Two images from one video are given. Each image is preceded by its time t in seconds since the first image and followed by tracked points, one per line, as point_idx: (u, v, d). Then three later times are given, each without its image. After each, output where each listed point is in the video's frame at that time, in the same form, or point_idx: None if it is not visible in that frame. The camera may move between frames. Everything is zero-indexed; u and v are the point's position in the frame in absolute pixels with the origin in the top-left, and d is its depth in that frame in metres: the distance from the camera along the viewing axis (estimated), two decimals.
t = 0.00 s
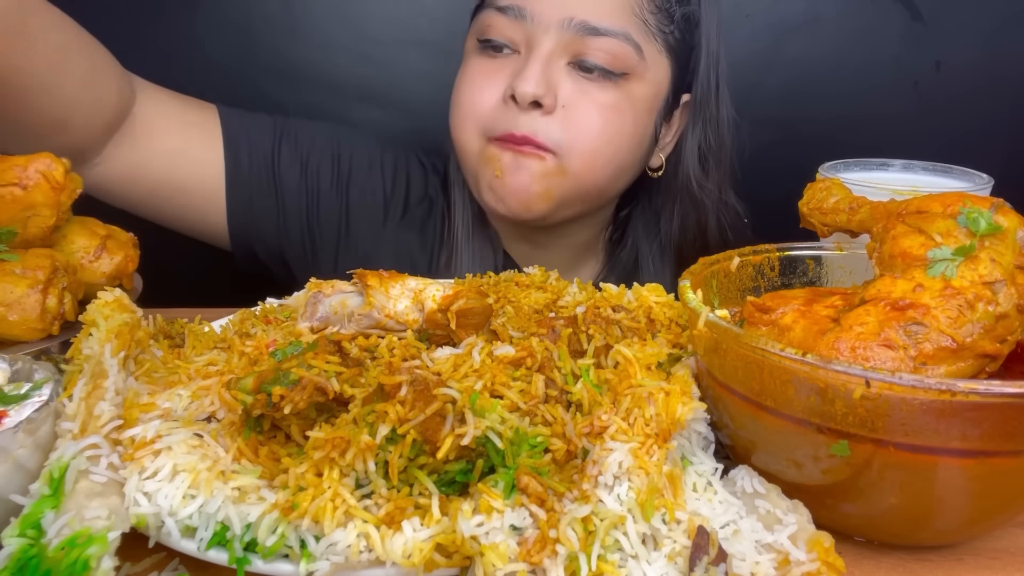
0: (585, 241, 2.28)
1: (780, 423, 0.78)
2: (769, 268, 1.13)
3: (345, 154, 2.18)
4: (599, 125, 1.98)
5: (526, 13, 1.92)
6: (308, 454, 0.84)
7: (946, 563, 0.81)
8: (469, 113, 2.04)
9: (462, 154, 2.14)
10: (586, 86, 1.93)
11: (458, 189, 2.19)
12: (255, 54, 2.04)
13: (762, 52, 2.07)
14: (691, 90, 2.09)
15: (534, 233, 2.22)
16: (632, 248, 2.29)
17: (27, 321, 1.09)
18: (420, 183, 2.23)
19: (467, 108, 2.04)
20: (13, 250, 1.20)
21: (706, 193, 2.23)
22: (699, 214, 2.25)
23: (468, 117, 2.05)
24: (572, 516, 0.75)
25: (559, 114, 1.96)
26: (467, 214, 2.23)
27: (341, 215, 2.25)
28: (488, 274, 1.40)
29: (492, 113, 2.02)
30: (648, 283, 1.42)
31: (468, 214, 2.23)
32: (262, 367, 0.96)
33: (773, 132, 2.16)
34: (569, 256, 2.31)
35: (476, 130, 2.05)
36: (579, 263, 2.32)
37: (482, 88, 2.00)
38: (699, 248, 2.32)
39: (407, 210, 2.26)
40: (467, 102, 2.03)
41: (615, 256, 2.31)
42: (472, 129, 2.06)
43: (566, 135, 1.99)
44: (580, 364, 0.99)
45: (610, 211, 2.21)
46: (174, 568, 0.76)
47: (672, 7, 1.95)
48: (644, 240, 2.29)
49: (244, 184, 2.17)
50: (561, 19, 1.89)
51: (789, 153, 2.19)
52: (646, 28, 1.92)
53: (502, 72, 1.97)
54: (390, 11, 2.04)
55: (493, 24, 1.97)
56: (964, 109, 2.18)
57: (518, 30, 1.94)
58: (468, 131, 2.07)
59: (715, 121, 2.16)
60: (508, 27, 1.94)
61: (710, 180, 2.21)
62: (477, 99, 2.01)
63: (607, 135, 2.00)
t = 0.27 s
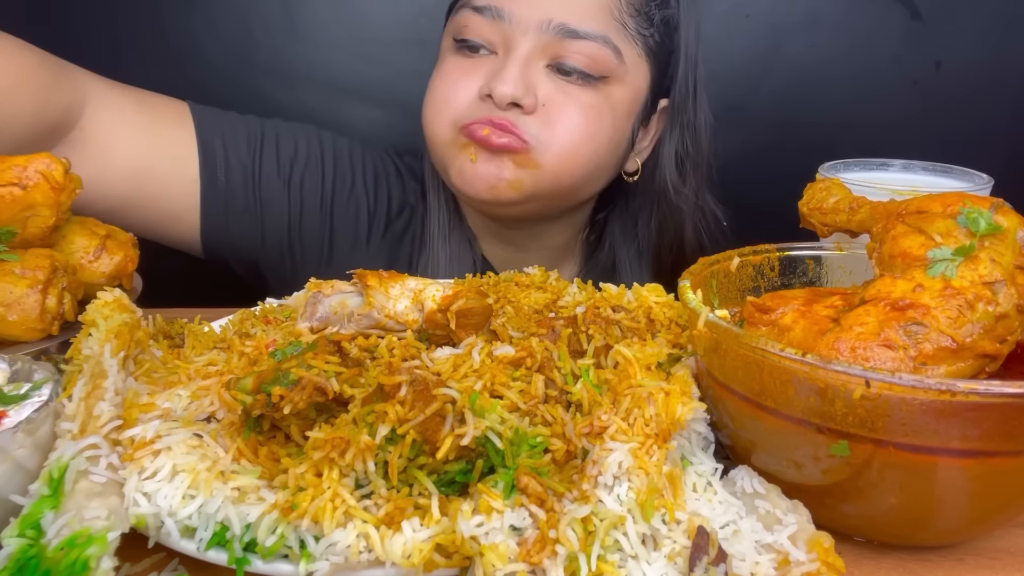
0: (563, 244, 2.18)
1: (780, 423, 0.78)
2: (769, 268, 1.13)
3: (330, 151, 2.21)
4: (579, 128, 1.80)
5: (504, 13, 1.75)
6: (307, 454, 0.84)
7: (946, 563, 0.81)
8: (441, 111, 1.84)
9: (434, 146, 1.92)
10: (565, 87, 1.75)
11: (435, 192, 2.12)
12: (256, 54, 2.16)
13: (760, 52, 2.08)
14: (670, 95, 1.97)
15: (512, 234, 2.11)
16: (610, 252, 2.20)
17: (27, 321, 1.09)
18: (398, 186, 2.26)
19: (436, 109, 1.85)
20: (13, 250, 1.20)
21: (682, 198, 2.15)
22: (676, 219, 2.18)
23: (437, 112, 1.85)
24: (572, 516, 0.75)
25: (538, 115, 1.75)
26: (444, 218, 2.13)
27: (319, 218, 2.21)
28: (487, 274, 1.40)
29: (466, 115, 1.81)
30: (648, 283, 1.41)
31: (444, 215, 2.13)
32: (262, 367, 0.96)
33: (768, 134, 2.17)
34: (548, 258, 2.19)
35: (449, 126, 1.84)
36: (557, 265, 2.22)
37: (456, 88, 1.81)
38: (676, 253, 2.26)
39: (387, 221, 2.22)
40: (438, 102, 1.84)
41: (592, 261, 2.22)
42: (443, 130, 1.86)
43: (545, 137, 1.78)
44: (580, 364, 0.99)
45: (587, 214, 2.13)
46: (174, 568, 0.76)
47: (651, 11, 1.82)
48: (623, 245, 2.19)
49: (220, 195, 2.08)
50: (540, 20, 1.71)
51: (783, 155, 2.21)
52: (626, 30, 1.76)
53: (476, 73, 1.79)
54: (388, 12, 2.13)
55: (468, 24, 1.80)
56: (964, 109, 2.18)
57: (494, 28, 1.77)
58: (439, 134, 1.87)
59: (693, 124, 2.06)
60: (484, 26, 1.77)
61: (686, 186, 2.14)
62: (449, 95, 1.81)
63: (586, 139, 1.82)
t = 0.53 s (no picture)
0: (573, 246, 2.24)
1: (780, 423, 0.78)
2: (769, 268, 1.13)
3: (314, 168, 2.22)
4: (587, 136, 1.83)
5: (508, 18, 1.77)
6: (307, 454, 0.84)
7: (947, 563, 0.81)
8: (449, 127, 1.87)
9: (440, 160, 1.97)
10: (574, 95, 1.78)
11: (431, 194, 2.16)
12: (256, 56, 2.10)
13: (759, 52, 2.08)
14: (673, 93, 2.01)
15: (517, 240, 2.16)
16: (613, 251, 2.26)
17: (27, 321, 1.09)
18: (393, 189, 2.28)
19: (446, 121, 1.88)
20: (13, 250, 1.20)
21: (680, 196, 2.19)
22: (676, 219, 2.23)
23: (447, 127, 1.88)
24: (572, 516, 0.75)
25: (546, 125, 1.79)
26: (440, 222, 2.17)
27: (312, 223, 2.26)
28: (488, 274, 1.40)
29: (473, 127, 1.83)
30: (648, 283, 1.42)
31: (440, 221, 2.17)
32: (262, 367, 0.96)
33: (767, 134, 2.17)
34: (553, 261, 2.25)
35: (458, 143, 1.87)
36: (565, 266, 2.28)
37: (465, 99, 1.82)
38: (676, 254, 2.30)
39: (380, 219, 2.27)
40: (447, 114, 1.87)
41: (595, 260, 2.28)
42: (450, 147, 1.90)
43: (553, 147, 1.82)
44: (580, 364, 0.99)
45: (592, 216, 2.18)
46: (174, 568, 0.76)
47: (655, 8, 1.84)
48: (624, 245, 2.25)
49: (211, 199, 2.14)
50: (547, 26, 1.74)
51: (783, 155, 2.20)
52: (632, 33, 1.79)
53: (484, 81, 1.80)
54: (388, 12, 2.10)
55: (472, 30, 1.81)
56: (965, 109, 2.17)
57: (499, 35, 1.78)
58: (448, 149, 1.91)
59: (693, 120, 2.09)
60: (488, 32, 1.78)
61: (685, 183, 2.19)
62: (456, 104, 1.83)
63: (593, 148, 1.86)
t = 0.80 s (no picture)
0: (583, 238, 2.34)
1: (780, 423, 0.78)
2: (769, 268, 1.13)
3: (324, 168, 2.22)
4: (609, 123, 2.06)
5: (531, 16, 1.96)
6: (307, 454, 0.84)
7: (946, 563, 0.81)
8: (475, 114, 2.08)
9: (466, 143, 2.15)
10: (597, 87, 2.01)
11: (452, 188, 2.24)
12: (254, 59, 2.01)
13: (760, 52, 2.06)
14: (686, 85, 2.13)
15: (532, 228, 2.31)
16: (624, 242, 2.33)
17: (27, 321, 1.09)
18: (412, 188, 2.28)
19: (477, 107, 2.06)
20: (13, 250, 1.20)
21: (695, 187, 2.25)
22: (688, 210, 2.27)
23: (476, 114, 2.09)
24: (572, 516, 0.75)
25: (571, 114, 2.04)
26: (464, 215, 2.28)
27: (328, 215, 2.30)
28: (487, 274, 1.40)
29: (501, 116, 2.07)
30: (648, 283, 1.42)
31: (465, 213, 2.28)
32: (262, 367, 0.96)
33: (767, 134, 2.15)
34: (567, 251, 2.37)
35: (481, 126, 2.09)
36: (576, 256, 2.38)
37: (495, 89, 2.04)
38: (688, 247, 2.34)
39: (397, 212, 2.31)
40: (476, 101, 2.06)
41: (607, 252, 2.36)
42: (477, 131, 2.10)
43: (576, 134, 2.07)
44: (580, 364, 0.99)
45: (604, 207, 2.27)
46: (174, 568, 0.76)
47: (671, 4, 2.01)
48: (635, 236, 2.33)
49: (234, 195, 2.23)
50: (569, 24, 1.96)
51: (784, 155, 2.19)
52: (650, 28, 2.00)
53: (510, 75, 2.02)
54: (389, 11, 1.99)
55: (496, 27, 1.98)
56: (965, 109, 2.17)
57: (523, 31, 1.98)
58: (476, 131, 2.11)
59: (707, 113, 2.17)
60: (513, 29, 1.98)
61: (699, 175, 2.23)
62: (483, 97, 2.05)
63: (616, 132, 2.08)
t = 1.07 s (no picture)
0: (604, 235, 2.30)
1: (780, 423, 0.78)
2: (769, 268, 1.13)
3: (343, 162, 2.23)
4: (637, 120, 2.02)
5: (565, 10, 1.93)
6: (308, 454, 0.84)
7: (946, 563, 0.81)
8: (510, 108, 2.06)
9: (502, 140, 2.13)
10: (627, 81, 1.97)
11: (478, 181, 2.24)
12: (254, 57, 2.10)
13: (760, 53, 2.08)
14: (706, 84, 2.10)
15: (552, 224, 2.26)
16: (642, 238, 2.30)
17: (28, 321, 1.09)
18: (435, 185, 2.28)
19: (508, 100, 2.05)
20: (13, 250, 1.20)
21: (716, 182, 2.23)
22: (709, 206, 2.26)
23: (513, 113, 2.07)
24: (573, 516, 0.75)
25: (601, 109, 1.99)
26: (489, 209, 2.28)
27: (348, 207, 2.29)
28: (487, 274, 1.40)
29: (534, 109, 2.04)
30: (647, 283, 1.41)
31: (489, 206, 2.28)
32: (263, 367, 0.96)
33: (772, 132, 2.16)
34: (587, 247, 2.33)
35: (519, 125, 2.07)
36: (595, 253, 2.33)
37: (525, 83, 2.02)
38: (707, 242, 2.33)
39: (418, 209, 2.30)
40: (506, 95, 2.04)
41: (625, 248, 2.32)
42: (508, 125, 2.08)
43: (608, 129, 2.02)
44: (580, 364, 0.99)
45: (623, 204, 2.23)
46: (175, 568, 0.76)
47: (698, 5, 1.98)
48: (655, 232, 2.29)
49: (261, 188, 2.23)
50: (603, 18, 1.92)
51: (790, 154, 2.20)
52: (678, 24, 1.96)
53: (542, 69, 1.99)
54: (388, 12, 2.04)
55: (531, 20, 1.97)
56: (966, 108, 2.17)
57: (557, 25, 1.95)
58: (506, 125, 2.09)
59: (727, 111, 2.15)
60: (547, 23, 1.95)
61: (721, 168, 2.21)
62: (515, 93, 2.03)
63: (644, 128, 2.04)
